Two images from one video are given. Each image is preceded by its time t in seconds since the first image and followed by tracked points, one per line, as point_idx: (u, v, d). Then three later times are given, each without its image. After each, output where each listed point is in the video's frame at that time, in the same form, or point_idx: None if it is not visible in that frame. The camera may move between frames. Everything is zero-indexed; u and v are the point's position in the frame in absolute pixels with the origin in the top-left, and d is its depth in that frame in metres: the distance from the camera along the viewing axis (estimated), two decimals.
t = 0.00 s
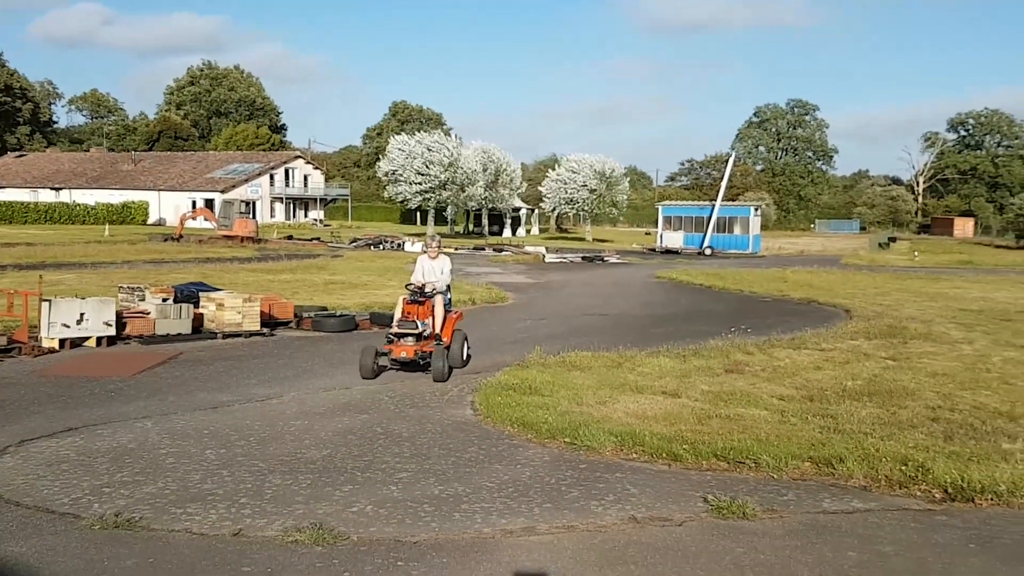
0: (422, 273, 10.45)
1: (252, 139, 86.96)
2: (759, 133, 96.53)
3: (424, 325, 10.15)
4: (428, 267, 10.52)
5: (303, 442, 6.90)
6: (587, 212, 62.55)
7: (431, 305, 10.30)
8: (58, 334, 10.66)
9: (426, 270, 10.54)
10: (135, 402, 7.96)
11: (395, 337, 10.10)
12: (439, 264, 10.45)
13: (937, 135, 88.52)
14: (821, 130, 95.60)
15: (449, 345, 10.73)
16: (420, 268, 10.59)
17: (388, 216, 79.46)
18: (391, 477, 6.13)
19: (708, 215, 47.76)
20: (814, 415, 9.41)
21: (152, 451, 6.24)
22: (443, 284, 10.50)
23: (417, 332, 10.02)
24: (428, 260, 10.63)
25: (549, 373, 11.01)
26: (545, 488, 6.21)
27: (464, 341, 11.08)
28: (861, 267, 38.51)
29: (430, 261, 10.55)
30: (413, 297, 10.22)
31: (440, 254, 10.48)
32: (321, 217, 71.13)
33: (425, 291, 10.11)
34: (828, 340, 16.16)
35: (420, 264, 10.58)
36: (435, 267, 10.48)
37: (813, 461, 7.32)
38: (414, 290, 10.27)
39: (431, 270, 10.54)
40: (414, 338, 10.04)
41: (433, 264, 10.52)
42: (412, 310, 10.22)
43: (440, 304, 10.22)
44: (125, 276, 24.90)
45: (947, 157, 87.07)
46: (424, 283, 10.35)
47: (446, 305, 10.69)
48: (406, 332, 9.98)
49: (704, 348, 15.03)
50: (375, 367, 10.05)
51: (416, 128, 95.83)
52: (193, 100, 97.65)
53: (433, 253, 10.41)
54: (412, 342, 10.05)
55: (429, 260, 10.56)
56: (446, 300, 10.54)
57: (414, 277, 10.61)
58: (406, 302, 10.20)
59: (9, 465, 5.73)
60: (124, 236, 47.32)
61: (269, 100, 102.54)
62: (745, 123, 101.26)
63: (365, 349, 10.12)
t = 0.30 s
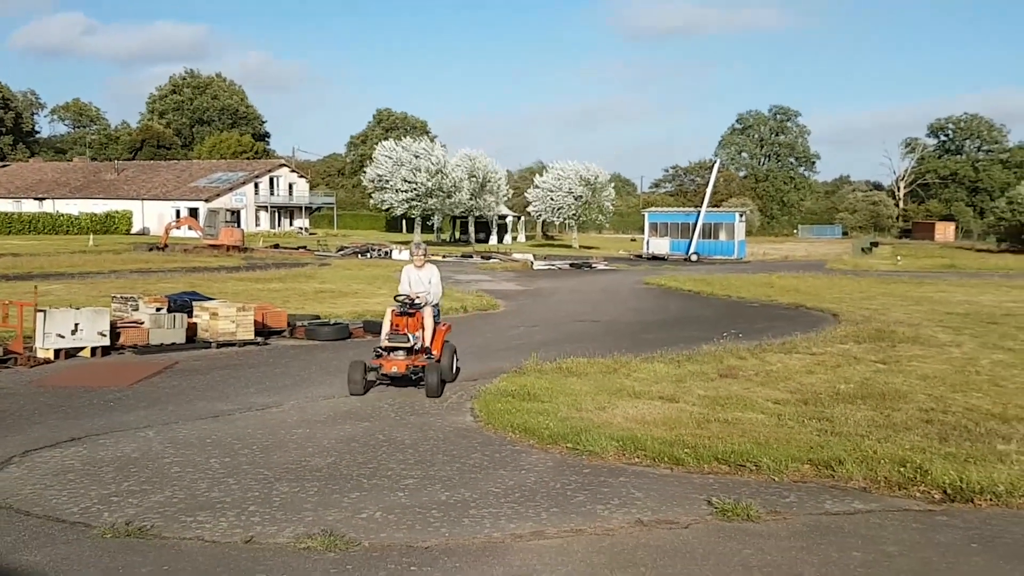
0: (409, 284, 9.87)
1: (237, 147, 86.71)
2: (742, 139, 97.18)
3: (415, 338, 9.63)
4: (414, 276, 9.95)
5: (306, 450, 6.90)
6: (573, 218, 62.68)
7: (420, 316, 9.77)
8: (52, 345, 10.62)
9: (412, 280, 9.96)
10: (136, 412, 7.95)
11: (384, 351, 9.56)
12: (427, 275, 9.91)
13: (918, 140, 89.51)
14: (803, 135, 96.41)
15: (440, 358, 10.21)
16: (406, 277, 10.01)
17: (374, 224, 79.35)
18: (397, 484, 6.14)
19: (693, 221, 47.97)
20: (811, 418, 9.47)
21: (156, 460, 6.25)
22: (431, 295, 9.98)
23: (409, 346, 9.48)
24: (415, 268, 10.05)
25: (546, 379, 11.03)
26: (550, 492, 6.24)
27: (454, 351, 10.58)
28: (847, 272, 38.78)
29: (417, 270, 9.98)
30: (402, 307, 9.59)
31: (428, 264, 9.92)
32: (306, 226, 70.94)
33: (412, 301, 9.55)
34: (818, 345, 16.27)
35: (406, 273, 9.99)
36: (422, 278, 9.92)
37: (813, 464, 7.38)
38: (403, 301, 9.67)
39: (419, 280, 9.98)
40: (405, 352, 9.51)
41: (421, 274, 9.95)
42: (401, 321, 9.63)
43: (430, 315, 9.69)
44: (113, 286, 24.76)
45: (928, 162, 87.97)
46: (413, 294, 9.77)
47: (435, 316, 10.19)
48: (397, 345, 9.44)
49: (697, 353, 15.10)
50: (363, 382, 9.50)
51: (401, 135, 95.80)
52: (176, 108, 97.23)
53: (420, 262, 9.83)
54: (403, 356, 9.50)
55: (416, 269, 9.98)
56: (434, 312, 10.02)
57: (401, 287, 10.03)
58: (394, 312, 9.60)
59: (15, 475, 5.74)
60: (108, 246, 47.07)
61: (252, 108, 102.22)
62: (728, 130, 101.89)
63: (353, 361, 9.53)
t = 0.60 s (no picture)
0: (412, 301, 9.31)
1: (239, 163, 87.04)
2: (743, 153, 97.44)
3: (421, 356, 9.05)
4: (416, 293, 9.38)
5: (318, 464, 6.92)
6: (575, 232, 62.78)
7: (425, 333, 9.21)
8: (62, 360, 10.66)
9: (414, 298, 9.39)
10: (148, 426, 8.00)
11: (389, 371, 9.02)
12: (429, 292, 9.34)
13: (919, 154, 89.74)
14: (804, 149, 96.64)
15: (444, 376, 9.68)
16: (408, 294, 9.44)
17: (376, 239, 79.50)
18: (409, 497, 6.14)
19: (695, 235, 48.03)
20: (819, 431, 9.47)
21: (170, 475, 6.28)
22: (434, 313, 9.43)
23: (416, 365, 8.94)
24: (416, 285, 9.48)
25: (554, 392, 11.02)
26: (563, 506, 6.24)
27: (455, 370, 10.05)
28: (850, 285, 38.80)
29: (420, 286, 9.42)
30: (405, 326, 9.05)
31: (431, 280, 9.37)
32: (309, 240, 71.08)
33: (416, 320, 9.00)
34: (824, 358, 16.26)
35: (408, 291, 9.41)
36: (425, 295, 9.37)
37: (824, 477, 7.37)
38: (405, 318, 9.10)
39: (421, 297, 9.39)
40: (411, 372, 8.98)
41: (423, 291, 9.39)
42: (405, 340, 9.08)
43: (435, 333, 9.14)
44: (118, 302, 24.83)
45: (929, 176, 88.09)
46: (416, 312, 9.20)
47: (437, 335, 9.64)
48: (403, 365, 8.90)
49: (703, 366, 15.11)
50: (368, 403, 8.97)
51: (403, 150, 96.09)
52: (179, 124, 97.64)
53: (422, 278, 9.27)
54: (410, 377, 8.97)
55: (418, 286, 9.42)
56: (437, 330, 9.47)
57: (403, 306, 9.42)
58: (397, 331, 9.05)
59: (30, 490, 5.78)
60: (112, 261, 47.22)
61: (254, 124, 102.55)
62: (728, 144, 102.16)
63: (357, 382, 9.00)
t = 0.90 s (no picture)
0: (407, 306, 8.82)
1: (236, 165, 86.95)
2: (740, 155, 97.48)
3: (421, 365, 8.52)
4: (412, 298, 8.86)
5: (319, 466, 6.93)
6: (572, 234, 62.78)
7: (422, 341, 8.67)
8: (61, 363, 10.67)
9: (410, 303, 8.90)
10: (149, 429, 8.01)
11: (388, 381, 8.48)
12: (426, 298, 8.86)
13: (916, 155, 89.84)
14: (801, 151, 96.70)
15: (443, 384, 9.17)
16: (403, 300, 8.91)
17: (374, 241, 79.44)
18: (410, 499, 6.16)
19: (692, 236, 48.03)
20: (817, 432, 9.49)
21: (171, 477, 6.29)
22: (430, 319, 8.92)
23: (417, 374, 8.41)
24: (411, 290, 8.99)
25: (552, 395, 11.04)
26: (563, 507, 6.26)
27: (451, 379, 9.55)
28: (847, 286, 38.84)
29: (415, 291, 8.94)
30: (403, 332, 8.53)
31: (427, 286, 8.90)
32: (306, 243, 71.00)
33: (415, 326, 8.46)
34: (822, 359, 16.29)
35: (403, 296, 8.87)
36: (422, 301, 8.90)
37: (823, 478, 7.40)
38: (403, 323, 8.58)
39: (418, 303, 8.88)
40: (412, 381, 8.44)
41: (419, 295, 8.91)
42: (404, 347, 8.57)
43: (434, 340, 8.63)
44: (116, 304, 24.79)
45: (925, 177, 88.18)
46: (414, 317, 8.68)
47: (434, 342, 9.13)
48: (405, 373, 8.37)
49: (701, 368, 15.12)
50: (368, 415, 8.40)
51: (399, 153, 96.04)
52: (176, 127, 97.56)
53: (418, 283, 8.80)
54: (410, 386, 8.45)
55: (414, 290, 8.93)
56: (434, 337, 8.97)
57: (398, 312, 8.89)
58: (395, 338, 8.53)
59: (30, 493, 5.78)
60: (110, 264, 47.13)
61: (251, 126, 102.44)
62: (726, 145, 102.23)
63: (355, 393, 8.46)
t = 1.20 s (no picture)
0: (403, 305, 8.29)
1: (231, 159, 86.72)
2: (735, 148, 97.51)
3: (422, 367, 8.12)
4: (406, 296, 8.35)
5: (313, 459, 6.95)
6: (567, 228, 62.79)
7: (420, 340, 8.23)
8: (55, 357, 10.67)
9: (404, 301, 8.39)
10: (143, 423, 8.02)
11: (388, 383, 8.05)
12: (423, 295, 8.37)
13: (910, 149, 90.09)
14: (795, 145, 96.79)
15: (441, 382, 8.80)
16: (396, 296, 8.39)
17: (368, 236, 79.35)
18: (404, 491, 6.18)
19: (687, 231, 48.07)
20: (810, 425, 9.54)
21: (164, 471, 6.30)
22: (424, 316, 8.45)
23: (420, 377, 8.02)
24: (406, 287, 8.47)
25: (547, 388, 11.06)
26: (556, 500, 6.29)
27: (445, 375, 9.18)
28: (841, 280, 38.98)
29: (409, 288, 8.43)
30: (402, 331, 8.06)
31: (423, 282, 8.42)
32: (301, 237, 70.90)
33: (415, 325, 8.00)
34: (815, 353, 16.35)
35: (397, 293, 8.35)
36: (416, 298, 8.40)
37: (815, 470, 7.44)
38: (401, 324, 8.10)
39: (413, 301, 8.38)
40: (414, 384, 8.05)
41: (413, 293, 8.42)
42: (403, 348, 8.10)
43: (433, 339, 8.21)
44: (110, 299, 24.75)
45: (920, 171, 88.33)
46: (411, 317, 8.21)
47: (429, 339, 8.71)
48: (408, 375, 7.98)
49: (695, 362, 15.15)
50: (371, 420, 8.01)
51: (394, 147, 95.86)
52: (169, 121, 97.28)
53: (415, 280, 8.29)
54: (412, 390, 8.06)
55: (407, 287, 8.42)
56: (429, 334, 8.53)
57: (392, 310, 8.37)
58: (394, 339, 8.07)
59: (24, 487, 5.80)
60: (104, 259, 47.04)
61: (245, 120, 102.13)
62: (720, 139, 102.28)
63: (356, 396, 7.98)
